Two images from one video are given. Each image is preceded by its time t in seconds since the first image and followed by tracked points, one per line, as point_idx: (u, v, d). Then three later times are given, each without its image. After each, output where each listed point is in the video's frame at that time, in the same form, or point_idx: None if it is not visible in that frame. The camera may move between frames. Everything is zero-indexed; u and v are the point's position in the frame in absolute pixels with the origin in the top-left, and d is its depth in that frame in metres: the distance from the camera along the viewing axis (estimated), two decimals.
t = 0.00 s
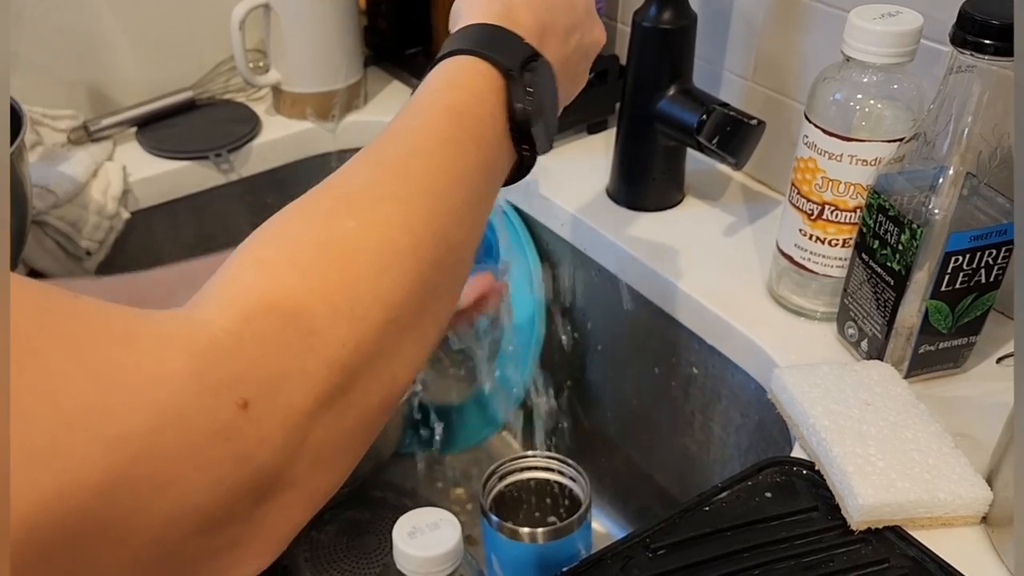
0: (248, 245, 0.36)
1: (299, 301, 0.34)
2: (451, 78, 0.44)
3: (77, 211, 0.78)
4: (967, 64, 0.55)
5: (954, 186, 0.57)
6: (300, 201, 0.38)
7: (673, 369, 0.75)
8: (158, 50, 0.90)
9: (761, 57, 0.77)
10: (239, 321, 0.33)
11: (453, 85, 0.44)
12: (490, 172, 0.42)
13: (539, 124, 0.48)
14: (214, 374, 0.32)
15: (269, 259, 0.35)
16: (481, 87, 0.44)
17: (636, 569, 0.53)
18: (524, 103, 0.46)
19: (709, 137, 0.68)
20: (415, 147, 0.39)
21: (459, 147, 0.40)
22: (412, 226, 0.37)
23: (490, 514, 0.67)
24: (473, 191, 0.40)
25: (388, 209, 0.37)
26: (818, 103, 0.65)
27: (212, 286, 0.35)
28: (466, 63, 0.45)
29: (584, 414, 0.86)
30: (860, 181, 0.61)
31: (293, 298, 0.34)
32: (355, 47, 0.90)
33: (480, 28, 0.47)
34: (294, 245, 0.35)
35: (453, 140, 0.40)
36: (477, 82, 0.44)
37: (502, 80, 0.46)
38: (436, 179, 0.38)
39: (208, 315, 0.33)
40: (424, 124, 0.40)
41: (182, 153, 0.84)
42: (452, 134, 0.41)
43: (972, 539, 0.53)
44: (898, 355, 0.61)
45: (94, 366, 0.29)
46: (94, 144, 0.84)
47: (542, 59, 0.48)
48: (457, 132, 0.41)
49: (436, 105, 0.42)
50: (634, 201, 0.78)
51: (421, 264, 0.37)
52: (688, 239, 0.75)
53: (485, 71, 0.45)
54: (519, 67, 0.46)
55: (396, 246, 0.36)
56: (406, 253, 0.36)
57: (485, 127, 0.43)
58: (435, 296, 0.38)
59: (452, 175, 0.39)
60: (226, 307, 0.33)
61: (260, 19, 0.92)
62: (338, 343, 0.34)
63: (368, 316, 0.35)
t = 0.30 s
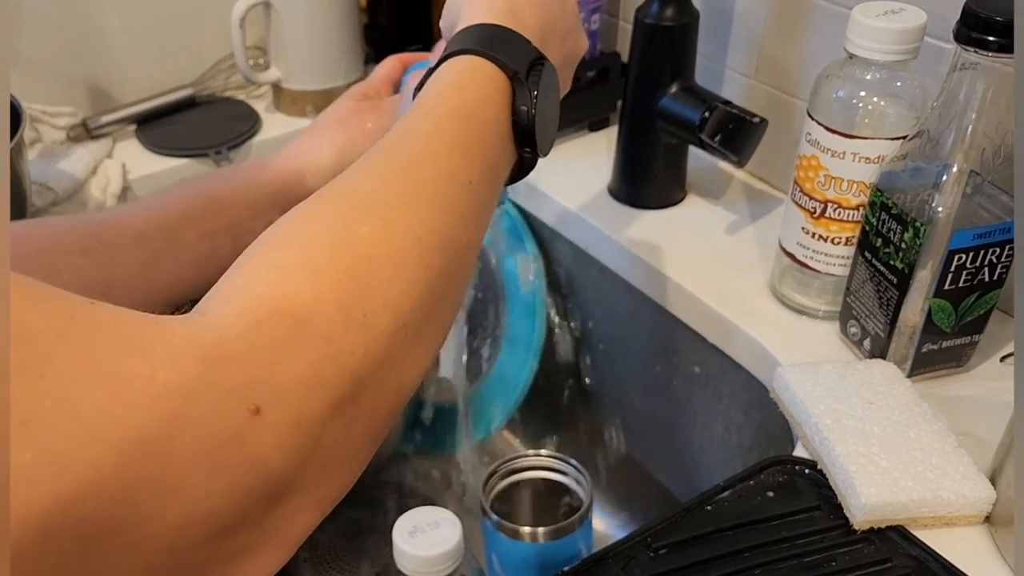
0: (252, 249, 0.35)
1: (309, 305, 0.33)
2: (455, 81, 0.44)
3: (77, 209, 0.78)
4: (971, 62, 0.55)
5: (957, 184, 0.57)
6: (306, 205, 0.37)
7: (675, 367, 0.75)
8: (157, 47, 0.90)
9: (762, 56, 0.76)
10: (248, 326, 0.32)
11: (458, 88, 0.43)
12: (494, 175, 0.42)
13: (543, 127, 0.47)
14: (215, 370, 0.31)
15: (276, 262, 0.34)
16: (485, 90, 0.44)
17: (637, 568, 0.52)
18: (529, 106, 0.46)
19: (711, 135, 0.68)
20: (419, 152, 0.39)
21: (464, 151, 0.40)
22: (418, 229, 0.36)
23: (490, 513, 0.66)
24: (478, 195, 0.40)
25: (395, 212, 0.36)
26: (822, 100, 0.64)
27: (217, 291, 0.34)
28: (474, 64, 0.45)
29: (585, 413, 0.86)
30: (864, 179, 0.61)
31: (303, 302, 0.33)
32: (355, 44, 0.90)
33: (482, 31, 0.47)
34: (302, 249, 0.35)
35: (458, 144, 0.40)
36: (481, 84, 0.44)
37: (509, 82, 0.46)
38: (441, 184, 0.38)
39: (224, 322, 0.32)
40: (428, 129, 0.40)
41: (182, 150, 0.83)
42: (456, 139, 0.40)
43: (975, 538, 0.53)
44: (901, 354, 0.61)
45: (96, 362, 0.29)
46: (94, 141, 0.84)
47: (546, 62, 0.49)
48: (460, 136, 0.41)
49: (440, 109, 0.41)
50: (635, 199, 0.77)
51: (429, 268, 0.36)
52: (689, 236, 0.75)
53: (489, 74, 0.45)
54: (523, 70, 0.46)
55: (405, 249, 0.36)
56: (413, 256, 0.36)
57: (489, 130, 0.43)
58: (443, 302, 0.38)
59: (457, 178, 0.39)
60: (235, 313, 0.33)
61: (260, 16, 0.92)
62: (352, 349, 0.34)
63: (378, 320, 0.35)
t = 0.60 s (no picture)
0: (242, 263, 0.35)
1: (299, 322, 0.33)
2: (449, 87, 0.43)
3: (75, 208, 0.78)
4: (970, 61, 0.55)
5: (957, 183, 0.57)
6: (297, 217, 0.37)
7: (674, 367, 0.74)
8: (156, 47, 0.90)
9: (762, 55, 0.76)
10: (235, 345, 0.32)
11: (449, 94, 0.43)
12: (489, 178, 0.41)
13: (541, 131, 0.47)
14: (204, 383, 0.31)
15: (262, 278, 0.34)
16: (478, 94, 0.44)
17: (636, 568, 0.52)
18: (522, 111, 0.45)
19: (710, 135, 0.68)
20: (412, 159, 0.38)
21: (458, 157, 0.40)
22: (409, 239, 0.36)
23: (489, 513, 0.66)
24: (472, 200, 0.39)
25: (386, 224, 0.36)
26: (821, 100, 0.64)
27: (204, 307, 0.34)
28: (462, 73, 0.44)
29: (584, 413, 0.86)
30: (863, 178, 0.61)
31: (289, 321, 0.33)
32: (354, 43, 0.90)
33: (477, 38, 0.47)
34: (290, 263, 0.34)
35: (452, 151, 0.40)
36: (473, 90, 0.44)
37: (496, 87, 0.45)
38: (433, 193, 0.38)
39: (203, 339, 0.32)
40: (420, 135, 0.40)
41: (181, 150, 0.83)
42: (451, 144, 0.40)
43: (974, 538, 0.53)
44: (900, 354, 0.61)
45: (92, 361, 0.29)
46: (92, 141, 0.83)
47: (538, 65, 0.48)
48: (454, 143, 0.40)
49: (435, 114, 0.41)
50: (634, 200, 0.77)
51: (421, 281, 0.36)
52: (688, 236, 0.75)
53: (482, 79, 0.44)
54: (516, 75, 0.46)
55: (394, 264, 0.35)
56: (404, 268, 0.35)
57: (484, 135, 0.42)
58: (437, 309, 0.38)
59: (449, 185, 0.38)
60: (225, 329, 0.32)
61: (259, 16, 0.92)
62: (336, 369, 0.33)
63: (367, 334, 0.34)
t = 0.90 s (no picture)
0: (222, 296, 0.37)
1: (274, 360, 0.34)
2: (429, 113, 0.44)
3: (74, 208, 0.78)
4: (967, 62, 0.55)
5: (954, 183, 0.57)
6: (275, 249, 0.38)
7: (673, 367, 0.74)
8: (156, 47, 0.90)
9: (759, 56, 0.76)
10: (214, 383, 0.33)
11: (427, 122, 0.43)
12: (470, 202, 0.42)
13: (519, 150, 0.47)
14: (184, 422, 0.32)
15: (238, 316, 0.35)
16: (457, 120, 0.44)
17: (633, 567, 0.52)
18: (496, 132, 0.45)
19: (708, 134, 0.67)
20: (388, 191, 0.39)
21: (435, 186, 0.41)
22: (384, 272, 0.37)
23: (488, 513, 0.66)
24: (450, 226, 0.40)
25: (361, 259, 0.37)
26: (818, 100, 0.64)
27: (185, 342, 0.35)
28: (437, 101, 0.45)
29: (582, 413, 0.86)
30: (860, 179, 0.61)
31: (265, 359, 0.34)
32: (354, 43, 0.90)
33: (450, 65, 0.47)
34: (265, 301, 0.36)
35: (429, 182, 0.40)
36: (451, 117, 0.44)
37: (470, 113, 0.45)
38: (410, 225, 0.39)
39: (184, 377, 0.33)
40: (398, 165, 0.41)
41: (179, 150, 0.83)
42: (429, 173, 0.41)
43: (971, 537, 0.53)
44: (898, 354, 0.61)
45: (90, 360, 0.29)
46: (92, 140, 0.83)
47: (514, 86, 0.47)
48: (434, 166, 0.41)
49: (415, 141, 0.42)
50: (634, 200, 0.77)
51: (399, 311, 0.37)
52: (686, 235, 0.75)
53: (460, 103, 0.45)
54: (489, 97, 0.45)
55: (368, 300, 0.36)
56: (379, 300, 0.37)
57: (463, 161, 0.43)
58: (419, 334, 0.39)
59: (425, 216, 0.39)
60: (204, 367, 0.34)
61: (259, 16, 0.92)
62: (316, 403, 0.35)
63: (345, 366, 0.36)
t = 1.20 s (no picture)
0: (233, 298, 0.37)
1: (280, 362, 0.35)
2: (439, 116, 0.44)
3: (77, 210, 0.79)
4: (966, 67, 0.56)
5: (953, 188, 0.57)
6: (285, 252, 0.39)
7: (673, 369, 0.75)
8: (158, 50, 0.90)
9: (759, 60, 0.77)
10: (219, 388, 0.34)
11: (436, 124, 0.44)
12: (480, 204, 0.42)
13: (538, 148, 0.47)
14: (188, 427, 0.33)
15: (244, 319, 0.36)
16: (468, 122, 0.45)
17: (634, 570, 0.52)
18: (512, 131, 0.45)
19: (709, 139, 0.68)
20: (394, 194, 0.40)
21: (443, 192, 0.41)
22: (390, 273, 0.37)
23: (488, 515, 0.67)
24: (459, 227, 0.40)
25: (367, 262, 0.37)
26: (818, 105, 0.65)
27: (194, 344, 0.36)
28: (450, 102, 0.45)
29: (583, 415, 0.86)
30: (859, 183, 0.62)
31: (271, 362, 0.35)
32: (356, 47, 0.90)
33: (467, 62, 0.47)
34: (272, 304, 0.36)
35: (436, 184, 0.41)
36: (462, 120, 0.45)
37: (485, 111, 0.45)
38: (416, 227, 0.39)
39: (189, 381, 0.34)
40: (406, 168, 0.41)
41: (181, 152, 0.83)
42: (437, 175, 0.41)
43: (971, 541, 0.53)
44: (897, 357, 0.61)
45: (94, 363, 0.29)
46: (95, 143, 0.84)
47: (531, 83, 0.47)
48: (441, 172, 0.41)
49: (422, 144, 0.42)
50: (634, 203, 0.78)
51: (407, 312, 0.37)
52: (686, 239, 0.75)
53: (471, 105, 0.45)
54: (504, 95, 0.46)
55: (374, 302, 0.37)
56: (385, 302, 0.37)
57: (473, 162, 0.43)
58: (430, 335, 0.39)
59: (433, 217, 0.40)
60: (210, 370, 0.34)
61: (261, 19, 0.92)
62: (322, 407, 0.35)
63: (351, 368, 0.36)
